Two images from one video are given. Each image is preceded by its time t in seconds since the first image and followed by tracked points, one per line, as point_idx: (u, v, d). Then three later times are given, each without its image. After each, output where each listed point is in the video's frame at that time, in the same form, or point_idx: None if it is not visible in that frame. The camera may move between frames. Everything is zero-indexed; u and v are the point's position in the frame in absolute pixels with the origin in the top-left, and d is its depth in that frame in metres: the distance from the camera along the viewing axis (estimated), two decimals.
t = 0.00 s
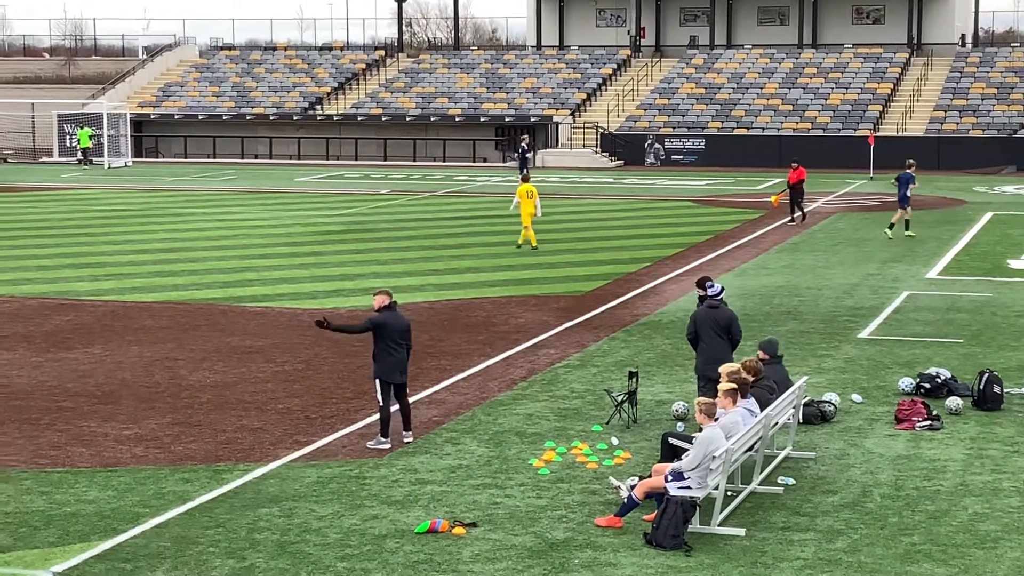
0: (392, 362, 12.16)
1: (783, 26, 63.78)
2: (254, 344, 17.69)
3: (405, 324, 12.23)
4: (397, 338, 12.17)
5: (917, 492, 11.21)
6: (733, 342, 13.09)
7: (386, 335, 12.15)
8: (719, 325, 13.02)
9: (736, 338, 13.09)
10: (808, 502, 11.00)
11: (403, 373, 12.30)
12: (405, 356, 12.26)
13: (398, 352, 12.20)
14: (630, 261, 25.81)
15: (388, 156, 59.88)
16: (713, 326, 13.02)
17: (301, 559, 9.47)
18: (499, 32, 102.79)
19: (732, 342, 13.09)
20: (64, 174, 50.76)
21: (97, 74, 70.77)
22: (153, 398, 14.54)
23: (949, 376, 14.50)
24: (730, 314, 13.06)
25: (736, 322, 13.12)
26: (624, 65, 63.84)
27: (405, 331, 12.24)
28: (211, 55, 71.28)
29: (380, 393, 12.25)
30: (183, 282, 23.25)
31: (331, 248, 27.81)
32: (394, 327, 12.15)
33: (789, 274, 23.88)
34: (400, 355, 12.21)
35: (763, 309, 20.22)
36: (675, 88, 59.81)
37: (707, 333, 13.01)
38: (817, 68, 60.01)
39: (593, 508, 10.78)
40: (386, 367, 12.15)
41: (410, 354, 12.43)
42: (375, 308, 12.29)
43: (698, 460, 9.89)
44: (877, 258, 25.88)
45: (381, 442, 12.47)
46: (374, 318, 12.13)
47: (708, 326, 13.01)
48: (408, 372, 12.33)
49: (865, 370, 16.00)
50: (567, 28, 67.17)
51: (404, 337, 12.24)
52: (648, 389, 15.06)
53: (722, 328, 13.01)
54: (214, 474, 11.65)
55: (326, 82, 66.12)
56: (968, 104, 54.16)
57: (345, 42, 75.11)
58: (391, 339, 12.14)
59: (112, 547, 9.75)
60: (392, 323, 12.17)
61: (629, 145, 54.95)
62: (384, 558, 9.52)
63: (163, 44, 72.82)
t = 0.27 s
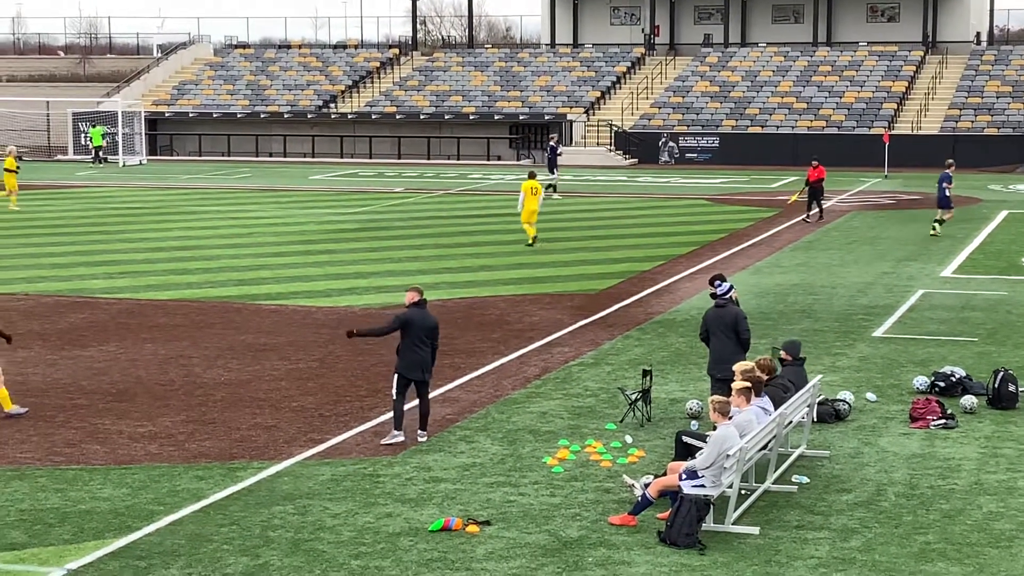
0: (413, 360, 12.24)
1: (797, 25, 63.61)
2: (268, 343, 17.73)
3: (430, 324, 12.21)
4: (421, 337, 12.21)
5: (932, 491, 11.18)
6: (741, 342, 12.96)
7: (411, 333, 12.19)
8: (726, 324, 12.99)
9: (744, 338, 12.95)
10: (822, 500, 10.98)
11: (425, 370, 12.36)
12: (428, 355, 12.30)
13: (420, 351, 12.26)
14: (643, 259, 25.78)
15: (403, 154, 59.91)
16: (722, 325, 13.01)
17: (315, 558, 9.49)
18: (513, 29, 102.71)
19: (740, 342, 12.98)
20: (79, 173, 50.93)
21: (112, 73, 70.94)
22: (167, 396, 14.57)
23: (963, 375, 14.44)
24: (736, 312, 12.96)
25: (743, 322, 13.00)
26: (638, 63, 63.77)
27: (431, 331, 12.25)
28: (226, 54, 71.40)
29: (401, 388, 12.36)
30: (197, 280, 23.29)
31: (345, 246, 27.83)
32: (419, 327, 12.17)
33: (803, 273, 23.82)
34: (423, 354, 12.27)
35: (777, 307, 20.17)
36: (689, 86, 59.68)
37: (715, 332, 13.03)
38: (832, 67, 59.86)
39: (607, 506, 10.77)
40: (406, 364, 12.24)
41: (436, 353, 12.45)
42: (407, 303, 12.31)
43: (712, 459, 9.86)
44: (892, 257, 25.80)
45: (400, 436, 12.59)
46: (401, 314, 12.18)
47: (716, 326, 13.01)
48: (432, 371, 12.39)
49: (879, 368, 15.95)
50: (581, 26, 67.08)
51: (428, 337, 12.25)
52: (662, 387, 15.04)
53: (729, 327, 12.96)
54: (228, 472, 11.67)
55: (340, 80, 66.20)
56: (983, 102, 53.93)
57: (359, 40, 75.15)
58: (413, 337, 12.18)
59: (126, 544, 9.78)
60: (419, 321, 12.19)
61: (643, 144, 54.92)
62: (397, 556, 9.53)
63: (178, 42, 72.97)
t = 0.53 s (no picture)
0: (435, 356, 12.39)
1: (809, 23, 63.47)
2: (280, 341, 17.76)
3: (450, 321, 12.38)
4: (442, 334, 12.36)
5: (944, 490, 11.15)
6: (751, 341, 12.91)
7: (432, 329, 12.36)
8: (737, 323, 12.96)
9: (755, 336, 12.89)
10: (834, 500, 10.95)
11: (446, 367, 12.51)
12: (449, 351, 12.44)
13: (441, 348, 12.42)
14: (654, 257, 25.76)
15: (414, 153, 59.95)
16: (732, 324, 12.99)
17: (326, 555, 9.49)
18: (524, 28, 102.73)
19: (750, 340, 12.91)
20: (91, 171, 51.08)
21: (123, 72, 71.15)
22: (179, 394, 14.60)
23: (976, 373, 14.39)
24: (745, 311, 12.91)
25: (754, 320, 12.94)
26: (650, 62, 63.74)
27: (452, 328, 12.43)
28: (238, 52, 71.54)
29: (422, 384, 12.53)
30: (209, 278, 23.35)
31: (356, 244, 27.87)
32: (440, 323, 12.34)
33: (814, 271, 23.78)
34: (445, 351, 12.42)
35: (788, 306, 20.14)
36: (701, 84, 59.58)
37: (726, 331, 13.02)
38: (844, 65, 59.76)
39: (619, 504, 10.76)
40: (428, 362, 12.40)
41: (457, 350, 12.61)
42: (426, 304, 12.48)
43: (723, 457, 9.85)
44: (904, 255, 25.73)
45: (423, 429, 12.79)
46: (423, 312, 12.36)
47: (727, 325, 13.00)
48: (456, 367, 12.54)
49: (892, 367, 15.90)
50: (592, 25, 67.04)
51: (449, 334, 12.42)
52: (674, 386, 15.03)
53: (739, 326, 12.94)
54: (239, 470, 11.69)
55: (352, 78, 66.28)
56: (995, 100, 53.72)
57: (371, 39, 75.24)
58: (433, 334, 12.35)
59: (138, 542, 9.80)
60: (439, 318, 12.38)
61: (654, 142, 54.89)
62: (408, 555, 9.53)
63: (190, 41, 73.13)
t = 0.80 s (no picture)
0: (449, 354, 12.54)
1: (818, 22, 63.34)
2: (288, 340, 17.78)
3: (461, 319, 12.56)
4: (454, 332, 12.53)
5: (953, 489, 11.12)
6: (763, 340, 12.94)
7: (445, 328, 12.56)
8: (749, 321, 12.98)
9: (767, 336, 12.93)
10: (842, 499, 10.94)
11: (462, 365, 12.64)
12: (461, 350, 12.58)
13: (454, 347, 12.57)
14: (662, 257, 25.74)
15: (422, 152, 59.96)
16: (744, 323, 13.01)
17: (334, 554, 9.51)
18: (534, 27, 102.73)
19: (763, 340, 12.94)
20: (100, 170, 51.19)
21: (133, 71, 71.29)
22: (187, 393, 14.63)
23: (985, 373, 14.36)
24: (758, 310, 12.96)
25: (765, 319, 12.99)
26: (658, 61, 63.70)
27: (465, 326, 12.59)
28: (246, 51, 71.59)
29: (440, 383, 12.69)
30: (217, 277, 23.38)
31: (365, 243, 27.90)
32: (451, 321, 12.54)
33: (823, 270, 23.76)
34: (460, 349, 12.57)
35: (797, 305, 20.12)
36: (710, 83, 59.50)
37: (738, 330, 13.04)
38: (853, 64, 59.66)
39: (627, 504, 10.76)
40: (443, 359, 12.56)
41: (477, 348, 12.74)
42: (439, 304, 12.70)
43: (732, 457, 9.85)
44: (912, 254, 25.69)
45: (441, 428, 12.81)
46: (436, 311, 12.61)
47: (739, 324, 13.01)
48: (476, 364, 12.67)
49: (900, 366, 15.89)
50: (601, 24, 67.00)
51: (463, 331, 12.57)
52: (682, 385, 15.03)
53: (751, 325, 12.97)
54: (248, 468, 11.71)
55: (360, 77, 66.31)
56: (1004, 99, 53.56)
57: (379, 38, 75.26)
58: (446, 332, 12.54)
59: (147, 541, 9.83)
60: (450, 316, 12.58)
61: (662, 142, 54.85)
62: (417, 554, 9.54)
63: (199, 40, 73.20)
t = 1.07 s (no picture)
0: (462, 349, 12.81)
1: (824, 21, 63.25)
2: (295, 339, 17.79)
3: (470, 312, 12.81)
4: (465, 326, 12.82)
5: (959, 489, 11.10)
6: (773, 340, 12.98)
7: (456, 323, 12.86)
8: (759, 320, 13.02)
9: (777, 335, 12.96)
10: (848, 499, 10.93)
11: (476, 358, 12.87)
12: (473, 342, 12.82)
13: (468, 340, 12.83)
14: (668, 256, 25.71)
15: (428, 151, 59.94)
16: (753, 322, 13.05)
17: (340, 554, 9.51)
18: (540, 27, 102.63)
19: (774, 339, 12.99)
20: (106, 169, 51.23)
21: (139, 70, 71.36)
22: (193, 392, 14.64)
23: (991, 372, 14.34)
24: (767, 309, 12.97)
25: (775, 318, 13.00)
26: (664, 60, 63.68)
27: (476, 318, 12.83)
28: (252, 50, 71.55)
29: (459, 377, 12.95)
30: (223, 277, 23.38)
31: (371, 243, 27.90)
32: (461, 315, 12.83)
33: (829, 270, 23.73)
34: (473, 342, 12.82)
35: (803, 304, 20.10)
36: (716, 82, 59.42)
37: (749, 329, 13.09)
38: (858, 64, 59.59)
39: (633, 503, 10.76)
40: (455, 353, 12.82)
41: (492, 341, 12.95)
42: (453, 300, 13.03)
43: (738, 456, 9.85)
44: (918, 254, 25.66)
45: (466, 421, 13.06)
46: (448, 307, 12.94)
47: (749, 323, 13.05)
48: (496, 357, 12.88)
49: (907, 366, 15.86)
50: (606, 24, 66.95)
51: (474, 324, 12.82)
52: (688, 384, 15.02)
53: (760, 323, 13.00)
54: (254, 468, 11.71)
55: (366, 77, 66.28)
56: (1011, 99, 53.43)
57: (385, 37, 75.21)
58: (457, 328, 12.85)
59: (152, 540, 9.84)
60: (460, 310, 12.88)
61: (668, 141, 54.81)
62: (423, 554, 9.53)
63: (204, 40, 73.18)
